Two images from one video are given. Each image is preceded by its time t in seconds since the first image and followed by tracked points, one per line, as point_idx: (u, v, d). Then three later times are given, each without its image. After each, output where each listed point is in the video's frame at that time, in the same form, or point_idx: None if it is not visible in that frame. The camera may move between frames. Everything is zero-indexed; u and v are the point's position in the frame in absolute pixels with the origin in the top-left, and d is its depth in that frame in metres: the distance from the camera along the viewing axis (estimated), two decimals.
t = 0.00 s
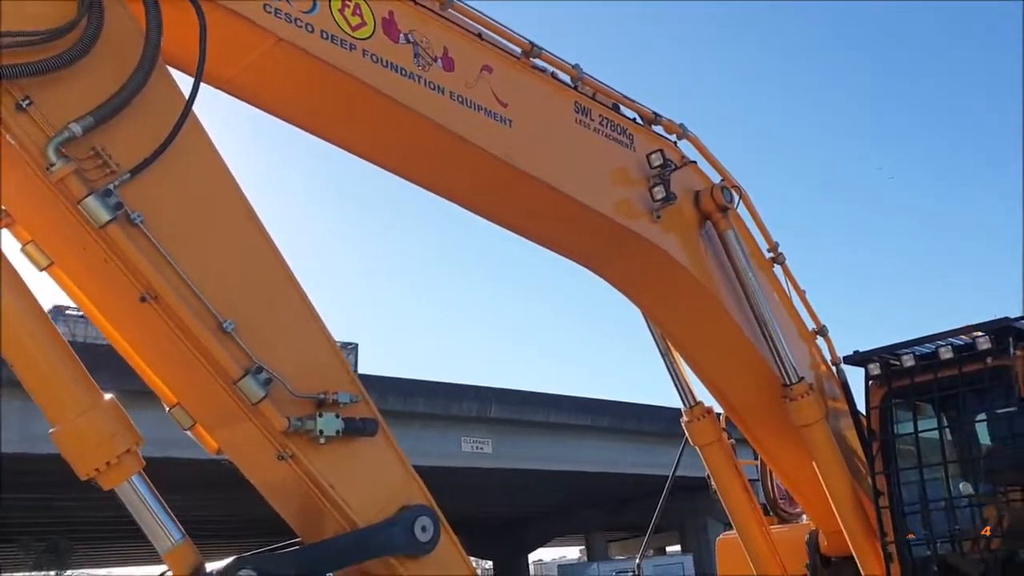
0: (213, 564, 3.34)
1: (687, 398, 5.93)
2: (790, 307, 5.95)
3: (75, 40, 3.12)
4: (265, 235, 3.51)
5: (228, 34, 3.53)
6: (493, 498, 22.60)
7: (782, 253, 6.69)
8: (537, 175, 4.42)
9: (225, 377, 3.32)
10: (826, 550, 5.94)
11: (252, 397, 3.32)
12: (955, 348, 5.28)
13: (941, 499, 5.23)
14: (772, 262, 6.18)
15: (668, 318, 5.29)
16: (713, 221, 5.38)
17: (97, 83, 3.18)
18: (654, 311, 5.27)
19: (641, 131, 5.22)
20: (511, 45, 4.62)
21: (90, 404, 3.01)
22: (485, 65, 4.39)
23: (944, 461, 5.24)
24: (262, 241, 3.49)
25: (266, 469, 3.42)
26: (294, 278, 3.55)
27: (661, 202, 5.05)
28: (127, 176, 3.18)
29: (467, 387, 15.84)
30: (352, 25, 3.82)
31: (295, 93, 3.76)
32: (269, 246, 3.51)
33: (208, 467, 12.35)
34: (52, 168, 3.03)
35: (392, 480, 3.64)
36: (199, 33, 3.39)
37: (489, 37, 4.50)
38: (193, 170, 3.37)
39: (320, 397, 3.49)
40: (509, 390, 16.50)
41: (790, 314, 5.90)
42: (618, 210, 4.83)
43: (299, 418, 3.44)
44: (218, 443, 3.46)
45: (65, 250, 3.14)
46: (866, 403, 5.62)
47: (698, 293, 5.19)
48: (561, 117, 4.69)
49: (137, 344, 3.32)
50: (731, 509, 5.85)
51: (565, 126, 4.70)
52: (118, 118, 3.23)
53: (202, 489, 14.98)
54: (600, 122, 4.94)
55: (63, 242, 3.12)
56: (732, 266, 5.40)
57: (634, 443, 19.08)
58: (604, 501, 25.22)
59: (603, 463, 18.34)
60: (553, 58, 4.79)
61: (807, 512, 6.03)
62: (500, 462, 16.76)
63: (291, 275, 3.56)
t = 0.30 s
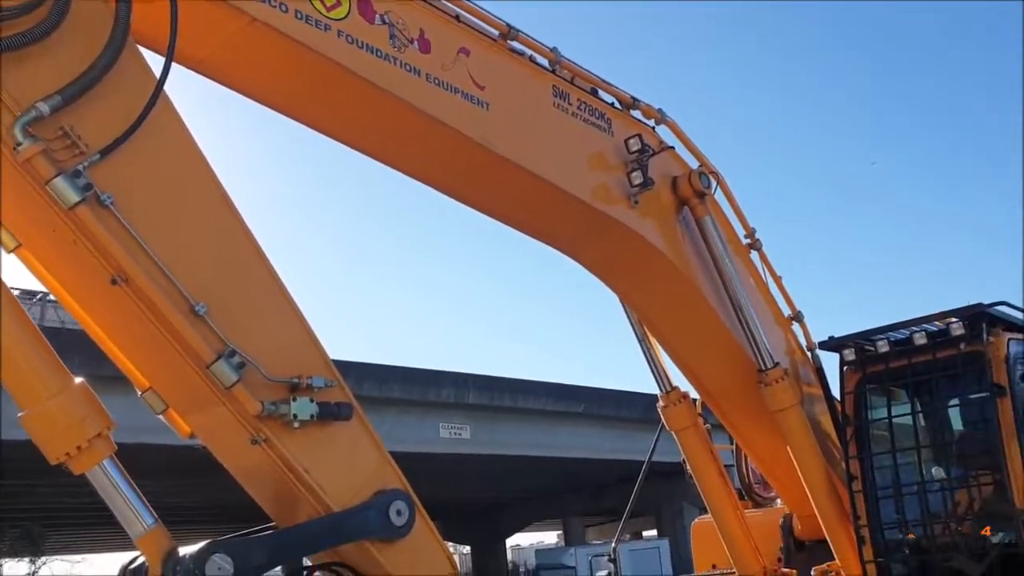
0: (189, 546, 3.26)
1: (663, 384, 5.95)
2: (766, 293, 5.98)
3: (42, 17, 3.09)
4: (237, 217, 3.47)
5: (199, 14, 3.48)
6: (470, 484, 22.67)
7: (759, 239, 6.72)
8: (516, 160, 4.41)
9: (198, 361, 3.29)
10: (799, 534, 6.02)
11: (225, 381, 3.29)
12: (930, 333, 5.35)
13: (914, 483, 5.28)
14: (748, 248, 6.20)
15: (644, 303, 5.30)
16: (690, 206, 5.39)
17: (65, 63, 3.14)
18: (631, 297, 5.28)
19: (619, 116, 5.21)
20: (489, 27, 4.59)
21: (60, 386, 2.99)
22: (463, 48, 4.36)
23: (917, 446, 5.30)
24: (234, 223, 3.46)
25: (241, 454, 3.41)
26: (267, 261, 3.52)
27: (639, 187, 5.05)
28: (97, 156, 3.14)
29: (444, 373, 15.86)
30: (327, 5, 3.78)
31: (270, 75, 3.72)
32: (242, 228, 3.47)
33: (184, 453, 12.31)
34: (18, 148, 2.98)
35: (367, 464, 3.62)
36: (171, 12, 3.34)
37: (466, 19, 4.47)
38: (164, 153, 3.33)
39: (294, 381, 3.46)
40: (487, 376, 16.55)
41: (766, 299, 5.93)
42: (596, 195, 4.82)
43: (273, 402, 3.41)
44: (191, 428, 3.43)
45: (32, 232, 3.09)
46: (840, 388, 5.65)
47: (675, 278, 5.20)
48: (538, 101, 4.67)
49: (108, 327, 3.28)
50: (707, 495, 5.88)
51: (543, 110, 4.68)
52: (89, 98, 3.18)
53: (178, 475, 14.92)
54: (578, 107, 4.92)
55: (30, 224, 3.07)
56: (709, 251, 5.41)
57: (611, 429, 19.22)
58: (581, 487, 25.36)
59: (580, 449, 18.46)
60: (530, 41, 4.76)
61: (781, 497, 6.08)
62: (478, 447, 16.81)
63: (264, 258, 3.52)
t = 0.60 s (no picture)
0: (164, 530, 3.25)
1: (642, 369, 5.96)
2: (745, 279, 6.00)
3: None
4: (212, 198, 3.44)
5: None
6: (450, 469, 22.71)
7: (738, 226, 6.73)
8: (497, 144, 4.39)
9: (172, 342, 3.28)
10: (776, 519, 6.07)
11: (200, 363, 3.28)
12: (907, 320, 5.41)
13: (889, 468, 5.33)
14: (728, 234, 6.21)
15: (623, 289, 5.30)
16: (671, 192, 5.38)
17: (36, 40, 3.09)
18: (610, 282, 5.28)
19: (601, 101, 5.19)
20: (469, 10, 4.55)
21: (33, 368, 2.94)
22: (443, 30, 4.33)
23: (893, 432, 5.35)
24: (210, 204, 3.43)
25: (216, 438, 3.38)
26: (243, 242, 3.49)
27: (620, 172, 5.04)
28: (69, 135, 3.11)
29: (426, 359, 15.85)
30: None
31: (255, 55, 3.69)
32: (217, 209, 3.44)
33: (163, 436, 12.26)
34: None
35: (344, 448, 3.61)
36: None
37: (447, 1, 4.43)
38: (138, 132, 3.29)
39: (270, 364, 3.44)
40: (468, 363, 16.57)
41: (745, 286, 5.95)
42: (577, 180, 4.80)
43: (248, 385, 3.39)
44: (165, 411, 3.40)
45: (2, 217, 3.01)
46: (817, 374, 5.69)
47: (654, 264, 5.20)
48: (519, 85, 4.65)
49: (81, 310, 3.24)
50: (685, 481, 5.90)
51: (524, 94, 4.66)
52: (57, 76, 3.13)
53: (157, 460, 14.86)
54: (559, 90, 4.90)
55: None
56: (689, 237, 5.41)
57: (591, 415, 19.34)
58: (560, 472, 25.46)
59: (559, 435, 18.59)
60: (512, 24, 4.73)
61: (759, 483, 6.13)
62: (459, 433, 16.83)
63: (239, 239, 3.50)
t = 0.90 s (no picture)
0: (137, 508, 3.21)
1: (621, 352, 5.98)
2: (724, 262, 6.01)
3: None
4: (188, 174, 3.41)
5: None
6: (430, 451, 22.73)
7: (718, 209, 6.74)
8: (476, 123, 4.36)
9: (146, 320, 3.23)
10: (751, 501, 6.13)
11: (174, 341, 3.24)
12: (884, 305, 5.47)
13: (864, 451, 5.38)
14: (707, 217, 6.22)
15: (602, 270, 5.30)
16: (651, 174, 5.37)
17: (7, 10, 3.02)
18: (588, 264, 5.27)
19: (582, 81, 5.17)
20: None
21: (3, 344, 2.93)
22: (423, 8, 4.30)
23: (868, 415, 5.40)
24: (185, 180, 3.40)
25: (190, 416, 3.38)
26: (218, 220, 3.46)
27: (600, 153, 5.02)
28: (41, 108, 3.05)
29: (405, 340, 15.82)
30: None
31: (237, 35, 3.66)
32: (192, 186, 3.41)
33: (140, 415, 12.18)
34: None
35: (321, 428, 3.60)
36: None
37: None
38: (112, 106, 3.24)
39: (245, 343, 3.42)
40: (447, 344, 16.56)
41: (724, 268, 5.96)
42: (557, 160, 4.78)
43: (223, 363, 3.37)
44: (140, 388, 3.38)
45: None
46: (794, 357, 5.70)
47: (633, 246, 5.20)
48: (500, 64, 4.62)
49: (54, 286, 3.20)
50: (662, 462, 5.92)
51: (505, 73, 4.64)
52: (28, 47, 3.07)
53: (135, 440, 14.78)
54: (539, 70, 4.87)
55: None
56: (668, 220, 5.41)
57: (569, 396, 19.42)
58: (539, 454, 25.56)
59: (538, 416, 18.69)
60: (493, 3, 4.69)
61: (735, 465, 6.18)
62: (439, 415, 16.85)
63: (215, 217, 3.47)
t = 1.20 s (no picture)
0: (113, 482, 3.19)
1: (603, 334, 5.98)
2: (707, 245, 6.02)
3: None
4: (169, 149, 3.39)
5: None
6: (412, 431, 22.75)
7: (703, 191, 6.74)
8: (461, 101, 4.33)
9: (124, 295, 3.20)
10: (730, 483, 6.16)
11: (151, 315, 3.22)
12: (865, 290, 5.49)
13: (843, 435, 5.41)
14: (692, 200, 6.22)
15: (585, 252, 5.28)
16: (636, 156, 5.37)
17: None
18: (571, 246, 5.24)
19: (568, 61, 5.14)
20: None
21: None
22: None
23: (847, 400, 5.43)
24: (166, 155, 3.37)
25: (168, 391, 3.34)
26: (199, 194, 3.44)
27: (586, 133, 5.00)
28: (17, 78, 3.02)
29: (389, 320, 15.81)
30: None
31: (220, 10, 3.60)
32: (172, 159, 3.38)
33: (120, 392, 12.11)
34: None
35: (299, 405, 3.59)
36: None
37: None
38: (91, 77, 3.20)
39: (223, 319, 3.40)
40: (431, 324, 16.56)
41: (707, 252, 5.97)
42: (542, 141, 4.75)
43: (201, 338, 3.34)
44: (117, 362, 3.35)
45: None
46: (775, 342, 5.74)
47: (617, 227, 5.18)
48: (486, 43, 4.59)
49: (31, 260, 3.16)
50: (641, 444, 5.93)
51: (491, 52, 4.61)
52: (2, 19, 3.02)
53: (116, 416, 14.73)
54: (526, 49, 4.84)
55: None
56: (652, 202, 5.41)
57: (551, 378, 19.50)
58: (521, 435, 25.66)
59: (521, 399, 18.77)
60: None
61: (716, 448, 6.22)
62: (422, 395, 16.86)
63: (195, 190, 3.44)
